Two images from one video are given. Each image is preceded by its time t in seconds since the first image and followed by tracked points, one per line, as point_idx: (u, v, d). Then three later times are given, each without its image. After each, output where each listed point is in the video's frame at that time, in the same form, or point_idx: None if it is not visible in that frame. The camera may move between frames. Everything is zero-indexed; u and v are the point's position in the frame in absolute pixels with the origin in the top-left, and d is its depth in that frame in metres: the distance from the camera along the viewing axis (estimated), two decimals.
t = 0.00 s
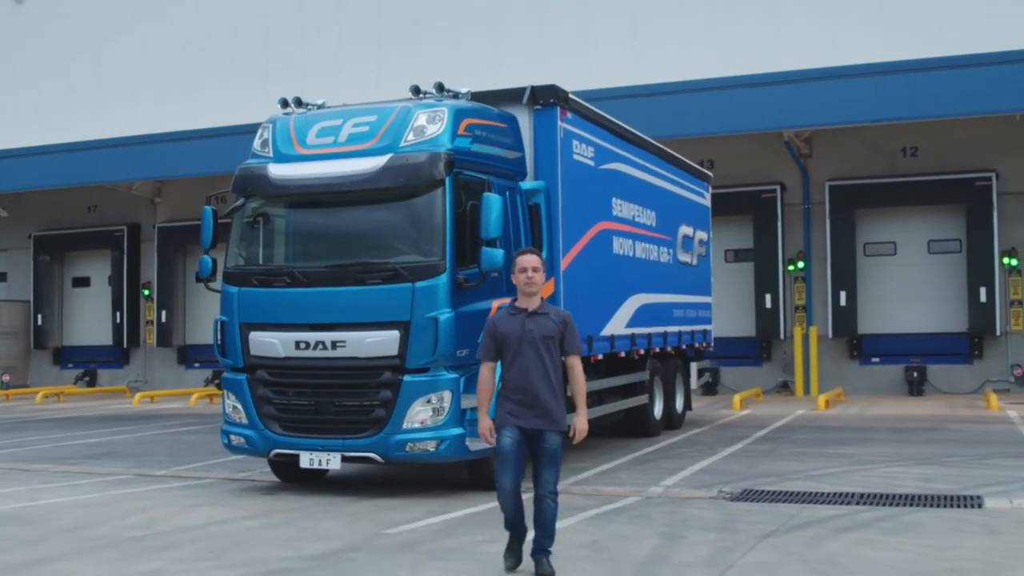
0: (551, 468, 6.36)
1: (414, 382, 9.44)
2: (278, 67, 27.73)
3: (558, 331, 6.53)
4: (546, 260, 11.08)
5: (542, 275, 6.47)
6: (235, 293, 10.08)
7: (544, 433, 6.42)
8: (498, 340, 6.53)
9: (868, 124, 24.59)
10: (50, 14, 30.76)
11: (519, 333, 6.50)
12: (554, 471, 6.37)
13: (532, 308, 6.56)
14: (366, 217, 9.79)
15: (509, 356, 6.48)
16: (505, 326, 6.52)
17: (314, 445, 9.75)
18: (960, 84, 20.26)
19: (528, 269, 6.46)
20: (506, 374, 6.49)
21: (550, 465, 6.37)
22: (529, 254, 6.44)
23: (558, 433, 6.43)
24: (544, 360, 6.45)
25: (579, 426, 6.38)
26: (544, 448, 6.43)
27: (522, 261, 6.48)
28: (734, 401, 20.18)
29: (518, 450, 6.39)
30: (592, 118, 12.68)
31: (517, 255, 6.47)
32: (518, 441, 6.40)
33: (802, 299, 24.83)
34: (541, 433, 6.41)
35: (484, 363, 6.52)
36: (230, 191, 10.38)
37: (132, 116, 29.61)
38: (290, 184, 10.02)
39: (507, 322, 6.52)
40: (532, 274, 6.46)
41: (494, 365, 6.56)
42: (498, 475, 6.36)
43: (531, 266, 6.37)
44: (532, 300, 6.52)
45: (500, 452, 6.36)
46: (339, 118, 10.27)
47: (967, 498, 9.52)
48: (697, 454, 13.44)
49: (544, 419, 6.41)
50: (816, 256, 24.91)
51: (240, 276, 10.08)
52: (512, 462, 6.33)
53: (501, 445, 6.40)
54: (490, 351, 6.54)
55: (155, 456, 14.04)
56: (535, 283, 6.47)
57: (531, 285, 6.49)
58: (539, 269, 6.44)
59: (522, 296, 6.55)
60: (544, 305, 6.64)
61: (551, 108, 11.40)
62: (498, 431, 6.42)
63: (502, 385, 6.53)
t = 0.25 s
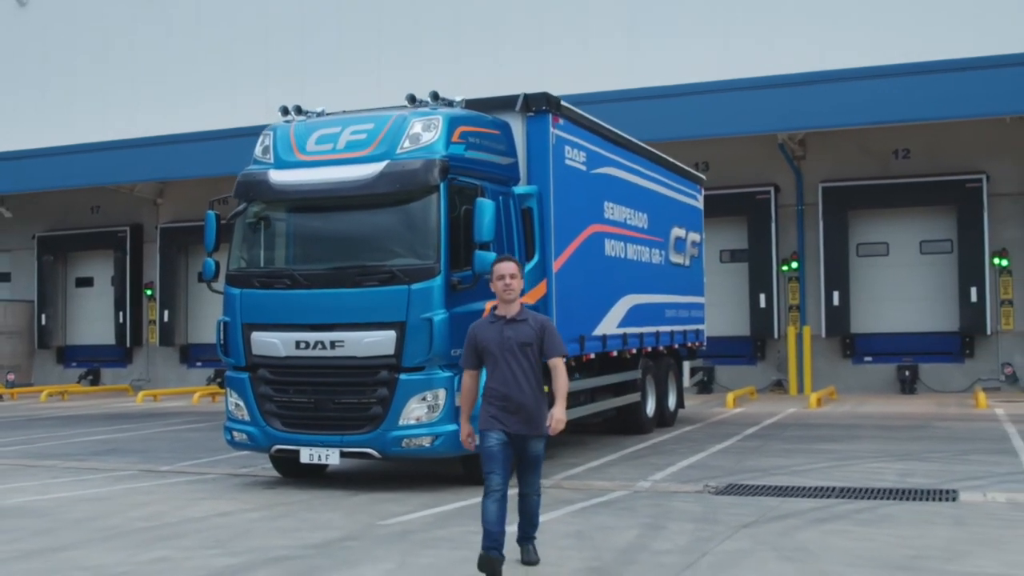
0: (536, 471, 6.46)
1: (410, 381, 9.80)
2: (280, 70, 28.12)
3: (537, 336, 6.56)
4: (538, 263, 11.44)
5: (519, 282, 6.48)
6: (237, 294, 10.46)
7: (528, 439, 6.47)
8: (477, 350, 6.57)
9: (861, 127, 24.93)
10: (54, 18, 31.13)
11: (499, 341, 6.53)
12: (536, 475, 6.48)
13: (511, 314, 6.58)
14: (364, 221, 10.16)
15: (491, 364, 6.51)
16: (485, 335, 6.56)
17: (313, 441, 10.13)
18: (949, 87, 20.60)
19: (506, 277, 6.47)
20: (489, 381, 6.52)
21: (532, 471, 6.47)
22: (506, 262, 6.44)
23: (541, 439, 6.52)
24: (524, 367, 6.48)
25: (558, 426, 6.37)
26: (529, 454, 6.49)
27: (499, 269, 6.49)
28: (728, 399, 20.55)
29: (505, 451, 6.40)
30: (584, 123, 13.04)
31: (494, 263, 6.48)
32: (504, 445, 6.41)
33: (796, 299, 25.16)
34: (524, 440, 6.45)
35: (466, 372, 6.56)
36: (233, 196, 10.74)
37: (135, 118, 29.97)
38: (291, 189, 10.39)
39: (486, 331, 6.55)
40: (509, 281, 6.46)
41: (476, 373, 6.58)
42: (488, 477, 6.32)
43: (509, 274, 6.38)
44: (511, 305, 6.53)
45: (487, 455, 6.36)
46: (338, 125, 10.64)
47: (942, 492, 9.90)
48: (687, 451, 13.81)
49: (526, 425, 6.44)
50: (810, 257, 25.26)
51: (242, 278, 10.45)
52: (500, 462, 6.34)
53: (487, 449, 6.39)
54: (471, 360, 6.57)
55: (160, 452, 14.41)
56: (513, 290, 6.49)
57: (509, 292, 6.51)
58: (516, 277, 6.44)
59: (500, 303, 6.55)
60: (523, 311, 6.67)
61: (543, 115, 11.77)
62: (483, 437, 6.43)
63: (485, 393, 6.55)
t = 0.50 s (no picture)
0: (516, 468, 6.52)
1: (406, 380, 10.15)
2: (281, 72, 28.48)
3: (513, 331, 6.67)
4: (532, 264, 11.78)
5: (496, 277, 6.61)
6: (240, 296, 10.82)
7: (503, 433, 6.58)
8: (455, 345, 6.68)
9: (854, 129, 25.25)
10: (57, 20, 31.47)
11: (475, 336, 6.64)
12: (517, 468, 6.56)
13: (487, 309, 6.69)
14: (362, 225, 10.50)
15: (468, 358, 6.63)
16: (461, 330, 6.67)
17: (313, 438, 10.48)
18: (938, 90, 20.93)
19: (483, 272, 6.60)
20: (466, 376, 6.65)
21: (515, 467, 6.53)
22: (483, 258, 6.57)
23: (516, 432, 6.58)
24: (500, 361, 6.60)
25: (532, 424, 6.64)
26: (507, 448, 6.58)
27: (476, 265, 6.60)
28: (721, 397, 20.90)
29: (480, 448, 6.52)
30: (577, 129, 13.38)
31: (471, 259, 6.60)
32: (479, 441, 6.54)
33: (791, 298, 25.50)
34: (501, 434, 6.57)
35: (443, 366, 6.69)
36: (236, 200, 11.10)
37: (138, 119, 30.33)
38: (291, 194, 10.75)
39: (463, 325, 6.65)
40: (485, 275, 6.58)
41: (453, 368, 6.70)
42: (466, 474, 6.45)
43: (485, 269, 6.52)
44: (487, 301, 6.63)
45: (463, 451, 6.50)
46: (337, 133, 11.00)
47: (920, 488, 10.23)
48: (678, 448, 14.15)
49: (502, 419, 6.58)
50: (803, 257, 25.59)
51: (244, 280, 10.81)
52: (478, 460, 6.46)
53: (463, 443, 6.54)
54: (448, 354, 6.69)
55: (163, 449, 14.76)
56: (489, 285, 6.62)
57: (485, 287, 6.62)
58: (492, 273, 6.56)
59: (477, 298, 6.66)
60: (500, 305, 6.78)
61: (537, 121, 12.10)
62: (459, 431, 6.59)
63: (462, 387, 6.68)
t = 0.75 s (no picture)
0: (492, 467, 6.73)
1: (403, 379, 10.48)
2: (281, 73, 28.79)
3: (499, 336, 6.94)
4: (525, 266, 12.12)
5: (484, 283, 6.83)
6: (242, 297, 11.17)
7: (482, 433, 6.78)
8: (440, 345, 6.91)
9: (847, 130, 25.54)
10: (60, 23, 31.78)
11: (461, 338, 6.90)
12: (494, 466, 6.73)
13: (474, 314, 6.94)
14: (360, 229, 10.85)
15: (451, 360, 6.88)
16: (448, 331, 6.91)
17: (313, 435, 10.84)
18: (929, 93, 21.18)
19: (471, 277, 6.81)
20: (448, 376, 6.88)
21: (489, 459, 6.71)
22: (473, 262, 6.79)
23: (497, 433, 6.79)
24: (485, 364, 6.85)
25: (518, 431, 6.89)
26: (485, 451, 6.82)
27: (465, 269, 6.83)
28: (715, 396, 21.24)
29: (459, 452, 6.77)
30: (570, 134, 13.72)
31: (461, 263, 6.83)
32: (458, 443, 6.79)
33: (785, 298, 25.80)
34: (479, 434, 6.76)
35: (425, 366, 6.91)
36: (237, 205, 11.45)
37: (140, 121, 30.65)
38: (291, 199, 11.10)
39: (450, 327, 6.90)
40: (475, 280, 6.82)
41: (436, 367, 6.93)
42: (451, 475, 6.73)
43: (474, 275, 6.72)
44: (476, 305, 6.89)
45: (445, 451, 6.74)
46: (336, 139, 11.35)
47: (900, 484, 10.58)
48: (670, 445, 14.49)
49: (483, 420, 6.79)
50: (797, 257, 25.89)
51: (246, 282, 11.16)
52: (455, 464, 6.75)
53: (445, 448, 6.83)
54: (431, 353, 6.92)
55: (167, 446, 15.12)
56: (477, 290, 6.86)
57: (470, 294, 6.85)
58: (481, 278, 6.79)
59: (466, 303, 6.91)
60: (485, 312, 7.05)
61: (531, 127, 12.45)
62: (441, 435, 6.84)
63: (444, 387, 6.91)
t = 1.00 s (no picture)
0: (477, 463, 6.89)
1: (400, 377, 10.84)
2: (283, 76, 29.14)
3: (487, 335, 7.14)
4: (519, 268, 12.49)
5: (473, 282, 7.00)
6: (244, 298, 11.53)
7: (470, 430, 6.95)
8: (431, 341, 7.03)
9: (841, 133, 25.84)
10: (64, 25, 32.13)
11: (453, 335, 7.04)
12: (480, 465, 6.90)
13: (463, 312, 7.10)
14: (358, 232, 11.20)
15: (442, 355, 7.01)
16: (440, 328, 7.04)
17: (313, 432, 11.20)
18: (920, 96, 21.46)
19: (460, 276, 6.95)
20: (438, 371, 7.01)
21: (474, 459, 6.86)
22: (465, 262, 6.94)
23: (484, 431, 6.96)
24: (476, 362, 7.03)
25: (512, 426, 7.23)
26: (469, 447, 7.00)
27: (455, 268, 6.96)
28: (710, 394, 21.58)
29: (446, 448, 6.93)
30: (564, 139, 14.07)
31: (451, 262, 6.95)
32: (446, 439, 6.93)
33: (780, 298, 26.13)
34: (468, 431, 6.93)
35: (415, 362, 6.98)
36: (239, 209, 11.80)
37: (143, 123, 30.99)
38: (292, 203, 11.46)
39: (442, 324, 7.03)
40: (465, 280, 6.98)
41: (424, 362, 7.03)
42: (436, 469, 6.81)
43: (463, 274, 6.87)
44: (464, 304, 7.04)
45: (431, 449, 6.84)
46: (335, 145, 11.71)
47: (880, 479, 10.93)
48: (661, 443, 14.84)
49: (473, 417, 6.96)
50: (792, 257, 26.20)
51: (248, 284, 11.52)
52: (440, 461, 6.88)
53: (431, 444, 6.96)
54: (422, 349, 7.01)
55: (171, 443, 15.48)
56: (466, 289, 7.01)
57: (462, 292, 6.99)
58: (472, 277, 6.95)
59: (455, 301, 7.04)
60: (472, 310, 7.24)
61: (524, 132, 12.78)
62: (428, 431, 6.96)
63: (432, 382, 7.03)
